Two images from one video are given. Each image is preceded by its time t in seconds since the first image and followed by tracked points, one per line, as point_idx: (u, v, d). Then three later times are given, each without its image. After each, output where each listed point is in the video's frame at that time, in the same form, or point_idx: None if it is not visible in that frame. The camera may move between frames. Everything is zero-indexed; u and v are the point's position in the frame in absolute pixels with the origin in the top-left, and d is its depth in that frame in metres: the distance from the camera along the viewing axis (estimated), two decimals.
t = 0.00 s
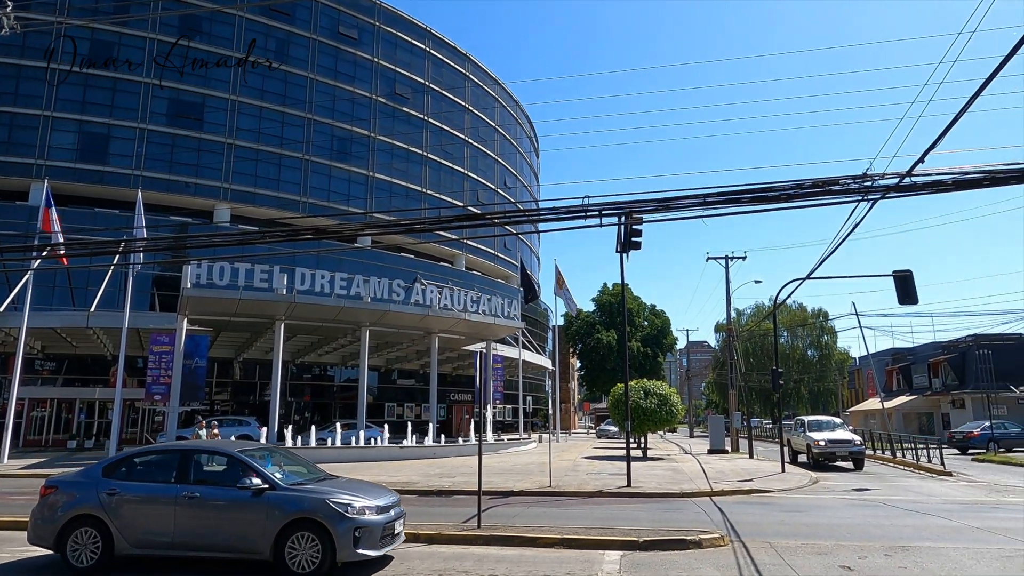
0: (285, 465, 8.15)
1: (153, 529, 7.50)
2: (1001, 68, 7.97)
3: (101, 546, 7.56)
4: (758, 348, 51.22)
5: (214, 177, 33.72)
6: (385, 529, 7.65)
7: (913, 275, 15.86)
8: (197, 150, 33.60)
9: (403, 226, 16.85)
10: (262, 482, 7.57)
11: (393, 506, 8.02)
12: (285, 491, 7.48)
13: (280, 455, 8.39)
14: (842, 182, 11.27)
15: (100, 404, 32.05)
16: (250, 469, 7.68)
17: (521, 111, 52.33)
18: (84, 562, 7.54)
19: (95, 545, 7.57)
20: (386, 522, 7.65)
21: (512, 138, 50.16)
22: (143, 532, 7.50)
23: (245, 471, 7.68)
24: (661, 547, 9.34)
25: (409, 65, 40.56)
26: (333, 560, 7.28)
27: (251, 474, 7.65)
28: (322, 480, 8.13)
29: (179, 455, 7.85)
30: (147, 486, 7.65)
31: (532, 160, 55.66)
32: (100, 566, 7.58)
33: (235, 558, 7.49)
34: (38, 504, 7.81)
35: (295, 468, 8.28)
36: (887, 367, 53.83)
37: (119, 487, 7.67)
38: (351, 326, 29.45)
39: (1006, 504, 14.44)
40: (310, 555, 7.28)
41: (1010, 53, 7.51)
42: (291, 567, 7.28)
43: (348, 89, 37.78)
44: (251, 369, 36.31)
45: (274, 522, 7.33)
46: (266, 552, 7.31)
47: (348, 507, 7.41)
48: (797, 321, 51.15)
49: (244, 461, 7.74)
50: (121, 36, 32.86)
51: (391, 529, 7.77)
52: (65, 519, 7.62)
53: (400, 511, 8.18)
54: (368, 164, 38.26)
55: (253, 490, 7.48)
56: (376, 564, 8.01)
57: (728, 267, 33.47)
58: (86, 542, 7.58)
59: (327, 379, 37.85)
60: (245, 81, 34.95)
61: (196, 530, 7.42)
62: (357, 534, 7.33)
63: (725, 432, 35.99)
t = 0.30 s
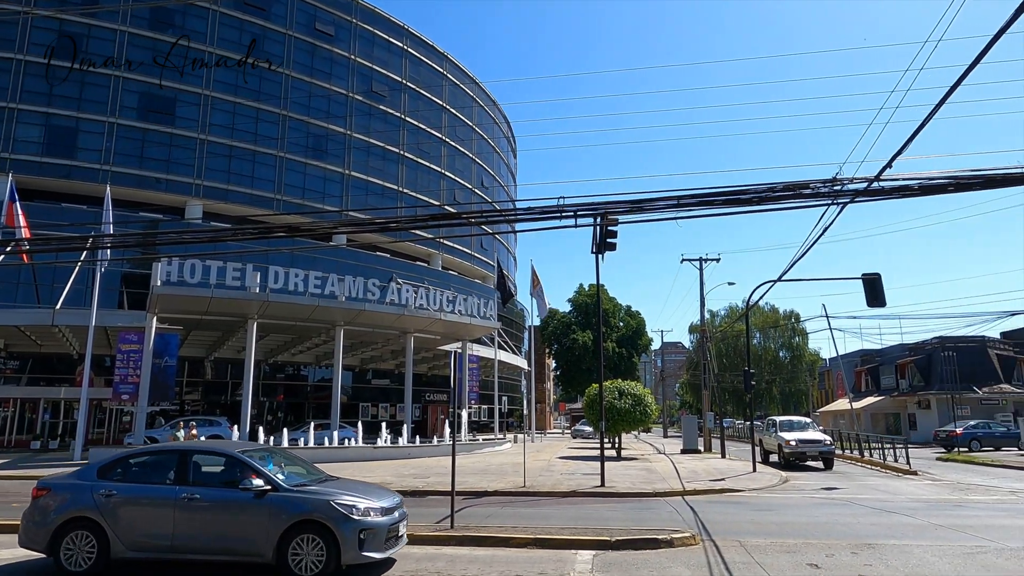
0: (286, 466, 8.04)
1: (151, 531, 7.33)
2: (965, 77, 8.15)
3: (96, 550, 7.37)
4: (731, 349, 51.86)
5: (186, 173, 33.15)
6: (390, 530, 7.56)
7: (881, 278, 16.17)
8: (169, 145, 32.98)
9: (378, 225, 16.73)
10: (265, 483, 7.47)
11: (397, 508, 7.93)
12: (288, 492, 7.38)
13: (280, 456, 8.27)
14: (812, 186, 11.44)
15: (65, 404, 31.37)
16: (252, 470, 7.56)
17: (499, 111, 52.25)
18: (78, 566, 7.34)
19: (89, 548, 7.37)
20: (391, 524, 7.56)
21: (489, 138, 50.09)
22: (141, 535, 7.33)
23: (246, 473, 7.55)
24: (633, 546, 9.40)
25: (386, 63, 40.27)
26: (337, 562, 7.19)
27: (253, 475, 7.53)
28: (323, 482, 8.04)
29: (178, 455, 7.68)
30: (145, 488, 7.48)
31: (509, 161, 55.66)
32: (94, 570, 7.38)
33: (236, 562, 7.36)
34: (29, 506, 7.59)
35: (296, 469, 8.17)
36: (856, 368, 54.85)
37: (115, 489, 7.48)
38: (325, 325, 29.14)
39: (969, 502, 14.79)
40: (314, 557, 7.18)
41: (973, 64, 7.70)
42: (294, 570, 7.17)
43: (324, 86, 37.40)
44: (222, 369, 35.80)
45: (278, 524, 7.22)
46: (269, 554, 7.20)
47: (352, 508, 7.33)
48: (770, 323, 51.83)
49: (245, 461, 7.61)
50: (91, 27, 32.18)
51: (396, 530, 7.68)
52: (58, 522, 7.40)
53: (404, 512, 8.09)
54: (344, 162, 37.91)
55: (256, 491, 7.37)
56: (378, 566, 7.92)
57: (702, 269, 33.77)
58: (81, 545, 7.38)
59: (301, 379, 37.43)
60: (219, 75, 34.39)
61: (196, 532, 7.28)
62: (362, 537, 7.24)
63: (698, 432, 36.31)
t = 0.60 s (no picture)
0: (282, 465, 7.91)
1: (144, 532, 7.18)
2: (928, 84, 8.36)
3: (87, 551, 7.21)
4: (702, 349, 52.50)
5: (154, 166, 32.49)
6: (390, 530, 7.48)
7: (848, 280, 16.49)
8: (136, 138, 32.27)
9: (351, 221, 16.57)
10: (262, 483, 7.33)
11: (396, 507, 7.86)
12: (287, 492, 7.26)
13: (276, 455, 8.14)
14: (781, 189, 11.63)
15: (26, 403, 30.59)
16: (250, 469, 7.42)
17: (474, 109, 52.11)
18: (68, 568, 7.17)
19: (80, 550, 7.21)
20: (391, 523, 7.49)
21: (465, 136, 49.93)
22: (135, 537, 7.17)
23: (243, 473, 7.41)
24: (603, 544, 9.46)
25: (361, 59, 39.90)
26: (337, 563, 7.10)
27: (251, 475, 7.40)
28: (320, 482, 7.93)
29: (173, 455, 7.53)
30: (138, 488, 7.31)
31: (485, 159, 55.58)
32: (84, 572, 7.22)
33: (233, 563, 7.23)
34: (16, 507, 7.38)
35: (292, 468, 8.05)
36: (824, 368, 55.86)
37: (107, 489, 7.29)
38: (297, 322, 28.80)
39: (929, 498, 15.17)
40: (313, 558, 7.07)
41: (935, 71, 7.88)
42: (293, 571, 7.05)
43: (298, 81, 36.95)
44: (190, 367, 35.22)
45: (277, 524, 7.10)
46: (267, 555, 7.08)
47: (353, 508, 7.24)
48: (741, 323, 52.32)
49: (241, 462, 7.46)
50: (56, 16, 31.37)
51: (396, 530, 7.61)
52: (47, 523, 7.21)
53: (402, 510, 8.02)
54: (317, 158, 37.50)
55: (253, 491, 7.23)
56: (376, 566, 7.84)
57: (674, 270, 34.11)
58: (71, 547, 7.21)
59: (271, 377, 36.91)
60: (190, 68, 33.77)
61: (192, 533, 7.14)
62: (362, 537, 7.16)
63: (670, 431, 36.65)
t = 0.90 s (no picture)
0: (267, 464, 7.77)
1: (127, 532, 7.00)
2: (888, 92, 8.58)
3: (66, 552, 7.00)
4: (670, 348, 53.15)
5: (116, 158, 31.66)
6: (379, 529, 7.38)
7: (810, 281, 16.85)
8: (97, 128, 31.39)
9: (319, 217, 16.37)
10: (249, 482, 7.18)
11: (384, 505, 7.75)
12: (274, 491, 7.12)
13: (262, 454, 7.99)
14: (746, 191, 11.82)
15: None
16: (237, 468, 7.27)
17: (446, 106, 51.87)
18: (45, 569, 6.96)
19: (59, 551, 7.00)
20: (381, 523, 7.39)
21: (436, 133, 49.69)
22: (116, 537, 6.99)
23: (230, 471, 7.26)
24: (568, 541, 9.50)
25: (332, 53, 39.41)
26: (326, 563, 6.97)
27: (237, 474, 7.25)
28: (307, 481, 7.81)
29: (156, 453, 7.35)
30: (120, 488, 7.12)
31: (456, 157, 55.41)
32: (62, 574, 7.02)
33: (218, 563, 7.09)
34: None
35: (277, 466, 7.91)
36: (787, 368, 56.95)
37: (87, 489, 7.09)
38: (262, 318, 28.35)
39: (886, 494, 15.58)
40: (301, 558, 6.95)
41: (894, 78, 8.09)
42: (281, 571, 6.93)
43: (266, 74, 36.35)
44: (152, 364, 34.44)
45: (265, 524, 6.97)
46: (254, 556, 6.94)
47: (342, 507, 7.13)
48: (706, 323, 53.53)
49: (226, 460, 7.31)
50: (13, 1, 30.33)
51: (384, 529, 7.51)
52: (25, 524, 6.99)
53: (390, 509, 7.92)
54: (285, 152, 36.96)
55: (240, 490, 7.08)
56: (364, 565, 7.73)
57: (643, 270, 34.48)
58: (49, 548, 7.00)
59: (236, 374, 36.27)
60: (155, 58, 32.97)
61: (177, 533, 6.97)
62: (352, 537, 7.05)
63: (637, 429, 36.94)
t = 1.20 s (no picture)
0: (238, 464, 7.60)
1: (92, 534, 6.76)
2: (846, 100, 8.78)
3: (26, 555, 6.72)
4: (634, 348, 53.74)
5: (70, 148, 30.64)
6: (353, 530, 7.26)
7: (770, 283, 17.18)
8: (49, 118, 30.31)
9: (281, 213, 16.07)
10: (220, 482, 7.01)
11: (359, 505, 7.63)
12: (247, 491, 6.96)
13: (232, 454, 7.81)
14: (709, 194, 12.00)
15: None
16: (207, 468, 7.10)
17: (414, 103, 51.50)
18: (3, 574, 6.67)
19: (18, 554, 6.71)
20: (355, 523, 7.27)
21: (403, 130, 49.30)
22: (80, 540, 6.75)
23: (200, 471, 7.07)
24: (531, 540, 9.52)
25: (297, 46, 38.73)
26: (299, 563, 6.83)
27: (208, 474, 7.06)
28: (279, 481, 7.65)
29: (121, 453, 7.12)
30: (85, 489, 6.88)
31: (423, 154, 55.08)
32: None
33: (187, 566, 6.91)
34: None
35: (248, 466, 7.74)
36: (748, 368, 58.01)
37: (49, 490, 6.83)
38: (223, 315, 27.75)
39: (840, 492, 16.01)
40: (274, 559, 6.80)
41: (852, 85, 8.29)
42: (252, 573, 6.77)
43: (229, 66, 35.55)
44: (106, 361, 33.44)
45: (236, 525, 6.80)
46: (225, 558, 6.77)
47: (316, 507, 7.00)
48: (670, 323, 54.23)
49: (196, 460, 7.12)
50: None
51: (359, 530, 7.39)
52: None
53: (364, 510, 7.80)
54: (248, 146, 36.25)
55: (211, 490, 6.90)
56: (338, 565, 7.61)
57: (608, 270, 34.83)
58: (8, 551, 6.71)
59: (195, 372, 35.47)
60: (112, 46, 31.96)
61: (144, 535, 6.76)
62: (326, 537, 6.93)
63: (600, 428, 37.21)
